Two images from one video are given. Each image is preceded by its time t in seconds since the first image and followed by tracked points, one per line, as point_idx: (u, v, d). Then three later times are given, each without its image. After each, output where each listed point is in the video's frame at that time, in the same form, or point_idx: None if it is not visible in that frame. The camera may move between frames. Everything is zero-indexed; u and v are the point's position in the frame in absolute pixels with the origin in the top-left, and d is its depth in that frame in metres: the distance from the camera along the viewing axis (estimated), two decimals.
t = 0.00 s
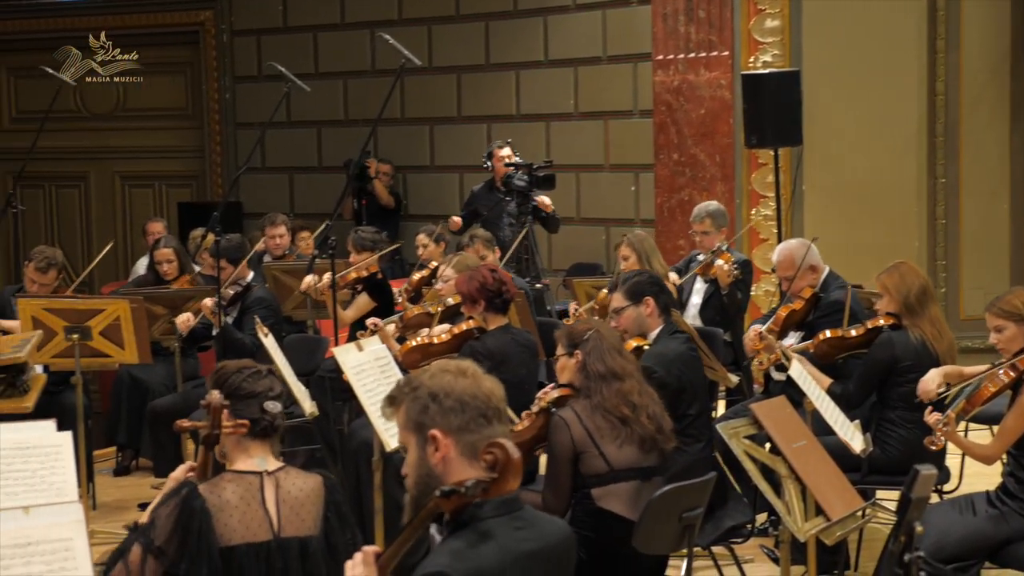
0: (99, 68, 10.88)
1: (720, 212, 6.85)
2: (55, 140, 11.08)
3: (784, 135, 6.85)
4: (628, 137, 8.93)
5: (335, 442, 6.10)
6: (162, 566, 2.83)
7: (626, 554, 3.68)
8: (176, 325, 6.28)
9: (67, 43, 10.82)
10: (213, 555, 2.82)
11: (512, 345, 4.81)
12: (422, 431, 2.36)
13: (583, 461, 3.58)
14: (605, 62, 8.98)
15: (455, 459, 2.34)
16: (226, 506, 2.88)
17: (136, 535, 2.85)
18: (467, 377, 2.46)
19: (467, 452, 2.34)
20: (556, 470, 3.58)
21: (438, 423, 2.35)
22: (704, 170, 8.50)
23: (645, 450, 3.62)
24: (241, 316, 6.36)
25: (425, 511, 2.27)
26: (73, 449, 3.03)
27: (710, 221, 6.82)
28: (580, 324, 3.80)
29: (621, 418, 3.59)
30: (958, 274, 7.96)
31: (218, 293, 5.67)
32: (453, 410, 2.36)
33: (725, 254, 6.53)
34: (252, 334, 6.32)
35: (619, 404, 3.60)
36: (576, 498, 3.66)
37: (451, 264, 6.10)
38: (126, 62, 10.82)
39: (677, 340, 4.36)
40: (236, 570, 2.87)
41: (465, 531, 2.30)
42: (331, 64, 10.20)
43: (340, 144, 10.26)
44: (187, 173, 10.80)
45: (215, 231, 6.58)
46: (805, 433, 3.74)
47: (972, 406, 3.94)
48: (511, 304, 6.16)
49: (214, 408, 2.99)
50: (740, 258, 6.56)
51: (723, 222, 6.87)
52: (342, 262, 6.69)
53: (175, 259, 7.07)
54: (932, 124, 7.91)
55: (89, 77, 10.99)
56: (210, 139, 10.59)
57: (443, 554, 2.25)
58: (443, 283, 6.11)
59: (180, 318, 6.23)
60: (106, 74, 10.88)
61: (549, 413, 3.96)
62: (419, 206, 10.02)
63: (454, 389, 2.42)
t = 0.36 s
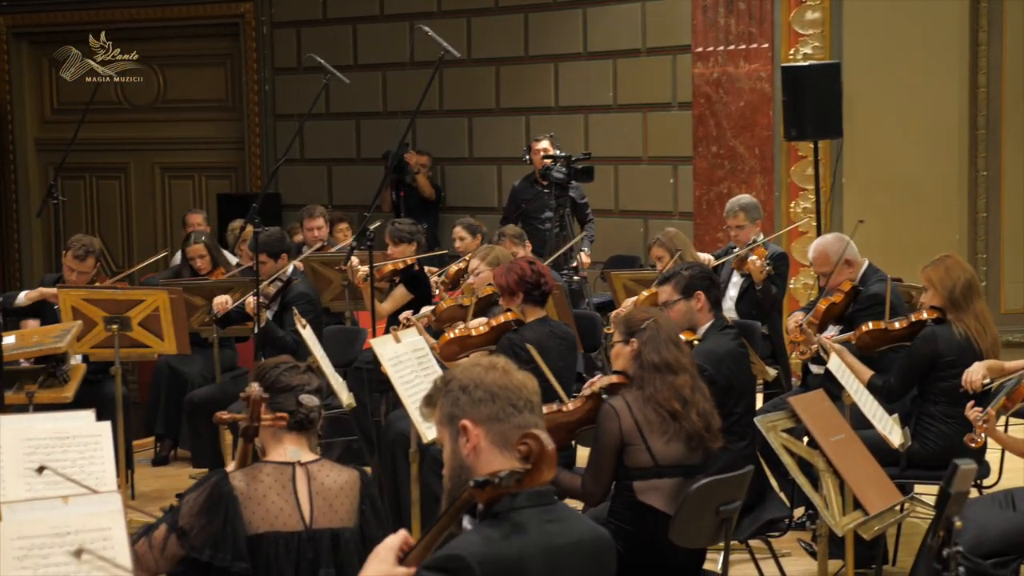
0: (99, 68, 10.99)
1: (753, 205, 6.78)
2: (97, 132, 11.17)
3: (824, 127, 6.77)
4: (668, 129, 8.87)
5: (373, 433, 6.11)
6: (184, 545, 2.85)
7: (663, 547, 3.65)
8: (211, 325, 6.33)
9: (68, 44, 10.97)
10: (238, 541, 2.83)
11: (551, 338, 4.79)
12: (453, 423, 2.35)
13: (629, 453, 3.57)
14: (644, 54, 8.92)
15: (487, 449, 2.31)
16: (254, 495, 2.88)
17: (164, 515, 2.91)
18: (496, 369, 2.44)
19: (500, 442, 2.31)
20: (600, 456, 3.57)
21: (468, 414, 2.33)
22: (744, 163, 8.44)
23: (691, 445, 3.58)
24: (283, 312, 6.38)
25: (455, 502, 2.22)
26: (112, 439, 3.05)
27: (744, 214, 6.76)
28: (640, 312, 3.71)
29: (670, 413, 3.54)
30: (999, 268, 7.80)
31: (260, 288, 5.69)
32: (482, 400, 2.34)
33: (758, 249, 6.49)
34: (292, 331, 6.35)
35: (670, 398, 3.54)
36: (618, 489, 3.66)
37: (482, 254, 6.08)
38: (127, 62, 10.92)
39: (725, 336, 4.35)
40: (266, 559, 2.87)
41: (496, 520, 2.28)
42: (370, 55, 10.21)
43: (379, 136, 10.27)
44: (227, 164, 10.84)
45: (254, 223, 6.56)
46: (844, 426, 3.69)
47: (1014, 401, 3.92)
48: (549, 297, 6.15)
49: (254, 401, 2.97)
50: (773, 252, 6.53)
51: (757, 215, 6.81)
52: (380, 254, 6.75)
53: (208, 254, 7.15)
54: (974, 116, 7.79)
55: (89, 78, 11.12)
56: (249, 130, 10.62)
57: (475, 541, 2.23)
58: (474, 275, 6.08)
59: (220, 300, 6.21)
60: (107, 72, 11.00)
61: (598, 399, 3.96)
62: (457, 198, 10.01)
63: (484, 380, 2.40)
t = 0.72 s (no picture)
0: (98, 68, 10.77)
1: (781, 197, 6.73)
2: (130, 123, 11.22)
3: (857, 120, 6.71)
4: (699, 122, 8.82)
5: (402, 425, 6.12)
6: (218, 543, 2.86)
7: (694, 543, 3.63)
8: (244, 316, 6.36)
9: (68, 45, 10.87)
10: (266, 535, 2.84)
11: (581, 332, 4.77)
12: (472, 424, 2.33)
13: (669, 449, 3.57)
14: (676, 47, 8.87)
15: (508, 446, 2.29)
16: (285, 489, 2.88)
17: (195, 514, 2.91)
18: (508, 363, 2.42)
19: (519, 437, 2.29)
20: (641, 448, 3.56)
21: (486, 412, 2.31)
22: (775, 156, 8.43)
23: (731, 445, 3.58)
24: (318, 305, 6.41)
25: (486, 497, 2.24)
26: (143, 430, 3.05)
27: (774, 209, 6.71)
28: (697, 305, 3.71)
29: (716, 411, 3.53)
30: None
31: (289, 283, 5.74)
32: (499, 398, 2.32)
33: (789, 244, 6.41)
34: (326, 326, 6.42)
35: (718, 397, 3.52)
36: (653, 484, 3.65)
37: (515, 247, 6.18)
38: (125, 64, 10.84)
39: (762, 332, 4.37)
40: (295, 552, 2.88)
41: (524, 514, 2.23)
42: (401, 47, 10.21)
43: (410, 128, 10.27)
44: (258, 156, 10.88)
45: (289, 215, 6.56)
46: (876, 420, 3.66)
47: None
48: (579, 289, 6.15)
49: (282, 392, 2.96)
50: (804, 247, 6.46)
51: (787, 209, 6.76)
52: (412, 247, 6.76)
53: (236, 242, 7.19)
54: (1008, 108, 7.57)
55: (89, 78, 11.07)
56: (280, 121, 10.65)
57: (505, 537, 2.18)
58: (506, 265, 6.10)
59: (251, 299, 6.23)
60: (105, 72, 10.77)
61: (644, 389, 3.93)
62: (489, 190, 9.99)
63: (496, 377, 2.37)
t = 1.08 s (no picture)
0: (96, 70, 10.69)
1: (809, 192, 6.68)
2: (165, 115, 11.29)
3: (893, 112, 6.64)
4: (733, 114, 8.76)
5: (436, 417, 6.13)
6: (254, 531, 2.87)
7: (729, 537, 3.62)
8: (278, 308, 6.38)
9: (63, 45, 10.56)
10: (305, 522, 2.84)
11: (614, 324, 4.75)
12: (507, 415, 2.32)
13: (709, 445, 3.55)
14: (710, 39, 8.81)
15: (543, 439, 2.28)
16: (322, 479, 2.87)
17: (233, 503, 2.93)
18: (546, 355, 2.39)
19: (555, 430, 2.27)
20: (682, 440, 3.54)
21: (522, 404, 2.29)
22: (810, 149, 8.31)
23: (771, 443, 3.57)
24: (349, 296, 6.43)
25: (518, 490, 2.17)
26: (178, 422, 3.06)
27: (802, 203, 6.66)
28: (741, 300, 3.69)
29: (757, 409, 3.52)
30: None
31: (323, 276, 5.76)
32: (536, 390, 2.30)
33: (820, 238, 6.45)
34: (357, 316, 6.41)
35: (760, 395, 3.51)
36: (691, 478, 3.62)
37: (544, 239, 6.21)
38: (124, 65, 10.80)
39: (797, 327, 4.36)
40: (332, 542, 2.88)
41: (556, 507, 2.21)
42: (436, 39, 10.20)
43: (444, 120, 10.26)
44: (292, 148, 10.90)
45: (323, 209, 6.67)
46: (911, 414, 3.62)
47: None
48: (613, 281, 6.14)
49: (318, 385, 2.95)
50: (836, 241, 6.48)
51: (814, 203, 6.71)
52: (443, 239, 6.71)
53: (264, 233, 7.21)
54: None
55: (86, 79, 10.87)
56: (314, 113, 10.67)
57: (538, 528, 2.16)
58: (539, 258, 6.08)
59: (287, 303, 6.24)
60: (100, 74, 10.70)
61: (685, 383, 3.89)
62: (524, 182, 9.97)
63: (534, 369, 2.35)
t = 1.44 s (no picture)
0: (98, 69, 10.12)
1: (851, 181, 6.61)
2: (206, 108, 11.37)
3: (936, 105, 6.56)
4: (774, 106, 8.69)
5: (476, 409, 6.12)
6: (299, 524, 2.89)
7: (770, 532, 3.58)
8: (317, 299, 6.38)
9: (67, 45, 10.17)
10: (348, 512, 2.84)
11: (654, 315, 4.73)
12: (555, 403, 2.27)
13: (753, 441, 3.52)
14: (751, 31, 8.75)
15: (588, 432, 2.24)
16: (363, 469, 2.87)
17: (276, 497, 2.94)
18: (603, 348, 2.31)
19: (602, 426, 2.23)
20: (725, 439, 3.53)
21: (571, 396, 2.24)
22: (851, 141, 8.23)
23: (815, 438, 3.55)
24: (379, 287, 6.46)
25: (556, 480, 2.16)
26: (219, 415, 3.07)
27: (843, 193, 6.59)
28: (779, 297, 3.68)
29: (800, 404, 3.51)
30: None
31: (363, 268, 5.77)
32: (587, 383, 2.24)
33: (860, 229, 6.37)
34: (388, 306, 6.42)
35: (801, 390, 3.50)
36: (736, 474, 3.58)
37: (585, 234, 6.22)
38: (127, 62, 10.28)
39: (834, 320, 4.32)
40: (373, 532, 2.88)
41: (598, 500, 2.19)
42: (476, 32, 10.19)
43: (484, 112, 10.25)
44: (332, 140, 10.92)
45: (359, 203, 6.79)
46: (953, 408, 3.56)
47: None
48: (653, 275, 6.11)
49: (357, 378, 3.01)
50: (877, 231, 6.41)
51: (856, 193, 6.64)
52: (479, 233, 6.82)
53: (298, 228, 7.28)
54: None
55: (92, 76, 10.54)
56: (354, 106, 10.69)
57: (575, 522, 2.14)
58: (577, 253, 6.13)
59: (324, 293, 6.27)
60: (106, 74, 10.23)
61: (725, 381, 3.88)
62: (564, 174, 9.94)
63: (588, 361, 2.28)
